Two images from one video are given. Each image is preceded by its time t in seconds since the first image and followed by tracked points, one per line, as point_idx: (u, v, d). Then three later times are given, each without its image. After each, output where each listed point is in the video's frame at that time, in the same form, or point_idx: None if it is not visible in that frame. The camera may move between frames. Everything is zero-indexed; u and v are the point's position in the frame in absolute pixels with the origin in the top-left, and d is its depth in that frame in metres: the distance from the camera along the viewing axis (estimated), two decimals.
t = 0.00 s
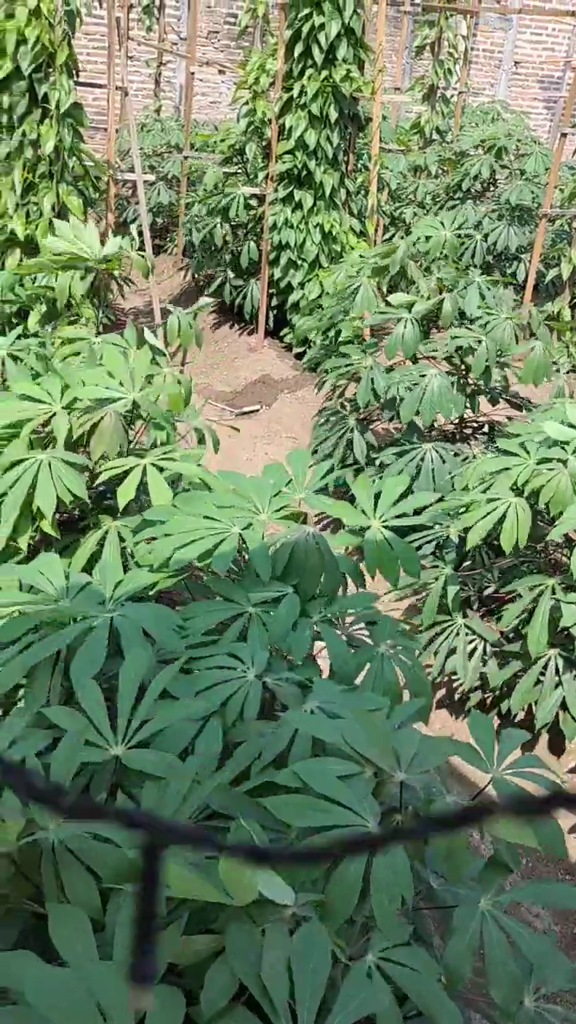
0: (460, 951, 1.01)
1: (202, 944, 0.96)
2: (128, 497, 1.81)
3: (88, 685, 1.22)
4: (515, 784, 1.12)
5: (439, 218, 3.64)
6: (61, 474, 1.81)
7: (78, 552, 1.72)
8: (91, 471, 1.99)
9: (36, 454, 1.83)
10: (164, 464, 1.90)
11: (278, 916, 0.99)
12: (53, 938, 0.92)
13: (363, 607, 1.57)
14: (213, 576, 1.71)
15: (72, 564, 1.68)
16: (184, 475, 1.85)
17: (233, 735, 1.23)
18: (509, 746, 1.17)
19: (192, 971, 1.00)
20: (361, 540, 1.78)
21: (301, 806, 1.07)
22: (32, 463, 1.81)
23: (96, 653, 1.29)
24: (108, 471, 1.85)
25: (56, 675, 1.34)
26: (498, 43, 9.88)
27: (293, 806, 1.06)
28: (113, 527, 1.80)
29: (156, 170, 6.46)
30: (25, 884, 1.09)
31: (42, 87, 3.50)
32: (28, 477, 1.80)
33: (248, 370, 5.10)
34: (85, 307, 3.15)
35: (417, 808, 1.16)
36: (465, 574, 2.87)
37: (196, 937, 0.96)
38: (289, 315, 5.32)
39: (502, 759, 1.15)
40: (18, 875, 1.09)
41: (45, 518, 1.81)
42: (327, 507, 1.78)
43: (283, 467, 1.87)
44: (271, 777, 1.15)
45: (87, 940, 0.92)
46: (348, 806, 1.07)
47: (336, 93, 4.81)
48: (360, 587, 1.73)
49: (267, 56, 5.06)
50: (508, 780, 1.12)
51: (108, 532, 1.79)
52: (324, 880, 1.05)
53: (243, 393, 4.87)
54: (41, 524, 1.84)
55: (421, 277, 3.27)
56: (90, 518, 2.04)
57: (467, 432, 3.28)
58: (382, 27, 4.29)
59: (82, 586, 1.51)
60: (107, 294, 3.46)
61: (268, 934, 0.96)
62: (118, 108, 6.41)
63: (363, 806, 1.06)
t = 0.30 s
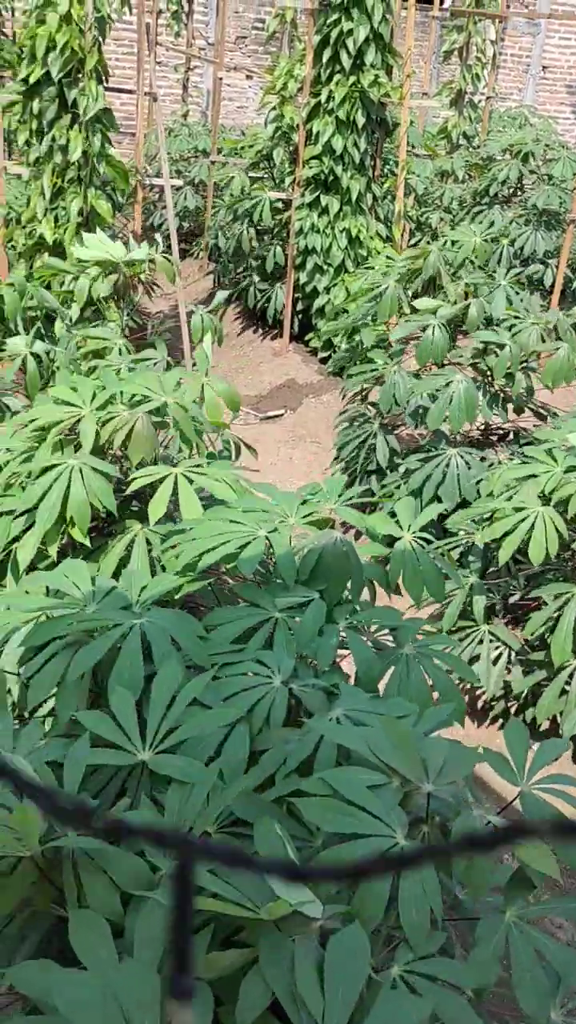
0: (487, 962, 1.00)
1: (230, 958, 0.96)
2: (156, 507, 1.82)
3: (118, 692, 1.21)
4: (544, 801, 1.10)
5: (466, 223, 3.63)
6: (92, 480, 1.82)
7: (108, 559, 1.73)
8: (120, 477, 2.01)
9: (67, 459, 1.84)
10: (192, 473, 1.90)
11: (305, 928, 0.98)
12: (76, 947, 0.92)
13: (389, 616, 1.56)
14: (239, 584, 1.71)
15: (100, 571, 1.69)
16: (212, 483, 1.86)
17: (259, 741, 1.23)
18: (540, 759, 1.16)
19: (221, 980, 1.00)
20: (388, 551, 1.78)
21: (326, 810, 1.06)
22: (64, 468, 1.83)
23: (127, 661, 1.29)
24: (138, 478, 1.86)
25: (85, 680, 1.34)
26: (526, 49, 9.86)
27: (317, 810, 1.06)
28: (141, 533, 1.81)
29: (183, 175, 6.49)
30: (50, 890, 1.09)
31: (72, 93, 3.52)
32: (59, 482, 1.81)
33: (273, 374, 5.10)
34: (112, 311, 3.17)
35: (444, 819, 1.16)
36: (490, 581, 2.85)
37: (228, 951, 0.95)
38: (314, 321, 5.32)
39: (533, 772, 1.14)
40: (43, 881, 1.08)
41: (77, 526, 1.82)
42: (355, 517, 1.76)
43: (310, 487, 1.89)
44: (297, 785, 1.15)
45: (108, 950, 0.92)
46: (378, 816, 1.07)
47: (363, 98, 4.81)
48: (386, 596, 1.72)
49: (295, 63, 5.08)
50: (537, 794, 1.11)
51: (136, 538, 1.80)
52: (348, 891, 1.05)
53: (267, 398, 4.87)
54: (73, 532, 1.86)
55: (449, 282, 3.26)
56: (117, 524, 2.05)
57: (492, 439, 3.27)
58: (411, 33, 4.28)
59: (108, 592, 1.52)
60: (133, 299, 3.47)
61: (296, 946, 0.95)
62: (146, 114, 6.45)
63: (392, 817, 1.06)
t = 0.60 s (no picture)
0: (501, 971, 0.99)
1: (242, 967, 0.96)
2: (172, 511, 1.82)
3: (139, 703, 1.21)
4: (557, 807, 1.09)
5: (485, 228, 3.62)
6: (111, 484, 1.83)
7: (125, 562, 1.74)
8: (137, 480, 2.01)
9: (85, 463, 1.85)
10: (209, 477, 1.90)
11: (318, 936, 0.98)
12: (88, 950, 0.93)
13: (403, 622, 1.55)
14: (254, 589, 1.72)
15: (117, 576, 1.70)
16: (229, 487, 1.85)
17: (272, 744, 1.23)
18: (552, 764, 1.15)
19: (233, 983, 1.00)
20: (403, 557, 1.77)
21: (335, 816, 1.06)
22: (82, 472, 1.84)
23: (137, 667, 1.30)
24: (155, 481, 1.87)
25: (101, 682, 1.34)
26: (546, 55, 9.85)
27: (325, 816, 1.05)
28: (158, 536, 1.81)
29: (202, 180, 6.52)
30: (64, 895, 1.09)
31: (93, 99, 3.54)
32: (78, 486, 1.82)
33: (291, 379, 5.11)
34: (131, 316, 3.18)
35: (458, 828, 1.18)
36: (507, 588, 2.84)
37: (238, 959, 0.95)
38: (332, 326, 5.32)
39: (546, 780, 1.13)
40: (57, 885, 1.09)
41: (96, 529, 1.83)
42: (372, 523, 1.75)
43: (326, 490, 1.88)
44: (309, 790, 1.14)
45: (118, 956, 0.92)
46: (391, 823, 1.06)
47: (383, 104, 4.81)
48: (401, 602, 1.71)
49: (314, 69, 5.10)
50: (551, 801, 1.10)
51: (153, 542, 1.81)
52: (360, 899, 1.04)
53: (285, 403, 4.88)
54: (92, 536, 1.87)
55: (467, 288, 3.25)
56: (135, 527, 2.06)
57: (510, 445, 3.26)
58: (431, 39, 4.28)
59: (123, 596, 1.52)
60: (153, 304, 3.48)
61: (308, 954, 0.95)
62: (165, 120, 6.49)
63: (405, 826, 1.05)
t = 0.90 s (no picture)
0: (520, 986, 0.98)
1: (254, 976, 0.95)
2: (185, 519, 1.82)
3: (156, 707, 1.21)
4: None
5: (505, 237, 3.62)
6: (127, 491, 1.84)
7: (141, 570, 1.74)
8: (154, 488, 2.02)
9: (102, 470, 1.85)
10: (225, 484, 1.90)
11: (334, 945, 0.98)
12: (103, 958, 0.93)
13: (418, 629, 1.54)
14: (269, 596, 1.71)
15: (133, 583, 1.70)
16: (245, 492, 1.85)
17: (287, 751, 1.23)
18: None
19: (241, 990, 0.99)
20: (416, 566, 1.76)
21: (351, 822, 1.06)
22: (99, 479, 1.84)
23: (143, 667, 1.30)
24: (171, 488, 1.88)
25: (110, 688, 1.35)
26: (566, 64, 9.85)
27: (342, 822, 1.05)
28: (174, 543, 1.81)
29: (222, 189, 6.56)
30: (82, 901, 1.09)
31: (114, 109, 3.56)
32: (94, 493, 1.83)
33: (308, 387, 5.12)
34: (150, 324, 3.20)
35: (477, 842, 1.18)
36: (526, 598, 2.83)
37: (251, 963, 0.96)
38: (350, 334, 5.33)
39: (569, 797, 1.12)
40: (74, 891, 1.09)
41: (112, 536, 1.84)
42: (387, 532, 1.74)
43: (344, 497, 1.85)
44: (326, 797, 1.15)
45: (134, 963, 0.92)
46: (411, 834, 1.06)
47: (402, 113, 4.82)
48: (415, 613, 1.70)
49: (334, 78, 5.12)
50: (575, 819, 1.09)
51: (169, 550, 1.81)
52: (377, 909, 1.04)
53: (303, 411, 4.88)
54: (108, 543, 1.87)
55: (486, 297, 3.25)
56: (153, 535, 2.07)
57: (528, 454, 3.24)
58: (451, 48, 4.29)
59: (140, 604, 1.53)
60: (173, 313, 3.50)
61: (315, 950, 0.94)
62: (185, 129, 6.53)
63: (424, 837, 1.05)
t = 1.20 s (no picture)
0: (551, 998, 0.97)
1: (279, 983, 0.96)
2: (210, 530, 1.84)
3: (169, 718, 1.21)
4: None
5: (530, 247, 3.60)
6: (153, 500, 1.85)
7: (167, 579, 1.75)
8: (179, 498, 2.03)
9: (129, 479, 1.87)
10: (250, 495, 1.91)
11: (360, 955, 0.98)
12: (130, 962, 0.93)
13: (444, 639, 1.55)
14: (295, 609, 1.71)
15: (159, 591, 1.72)
16: (271, 507, 1.86)
17: (316, 763, 1.23)
18: None
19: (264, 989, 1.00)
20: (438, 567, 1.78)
21: (375, 834, 1.06)
22: (126, 487, 1.86)
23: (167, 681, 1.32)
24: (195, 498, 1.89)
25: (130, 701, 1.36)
26: None
27: (367, 834, 1.05)
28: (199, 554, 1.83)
29: (246, 201, 6.60)
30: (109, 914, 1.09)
31: (141, 122, 3.60)
32: (120, 501, 1.84)
33: (332, 398, 5.13)
34: (177, 336, 3.22)
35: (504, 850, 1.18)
36: (552, 609, 2.81)
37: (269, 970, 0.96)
38: (374, 345, 5.33)
39: None
40: (100, 901, 1.09)
41: (137, 545, 1.85)
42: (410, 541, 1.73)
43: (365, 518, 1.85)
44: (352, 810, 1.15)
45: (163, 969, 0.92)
46: (432, 843, 1.06)
47: (427, 124, 4.83)
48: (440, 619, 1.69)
49: (359, 90, 5.14)
50: None
51: (195, 560, 1.82)
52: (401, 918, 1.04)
53: (327, 421, 4.89)
54: (133, 551, 1.89)
55: (512, 308, 3.24)
56: (177, 544, 2.08)
57: (554, 464, 3.23)
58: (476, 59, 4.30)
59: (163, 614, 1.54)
60: (198, 324, 3.53)
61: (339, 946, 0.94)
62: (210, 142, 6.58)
63: (447, 846, 1.05)
